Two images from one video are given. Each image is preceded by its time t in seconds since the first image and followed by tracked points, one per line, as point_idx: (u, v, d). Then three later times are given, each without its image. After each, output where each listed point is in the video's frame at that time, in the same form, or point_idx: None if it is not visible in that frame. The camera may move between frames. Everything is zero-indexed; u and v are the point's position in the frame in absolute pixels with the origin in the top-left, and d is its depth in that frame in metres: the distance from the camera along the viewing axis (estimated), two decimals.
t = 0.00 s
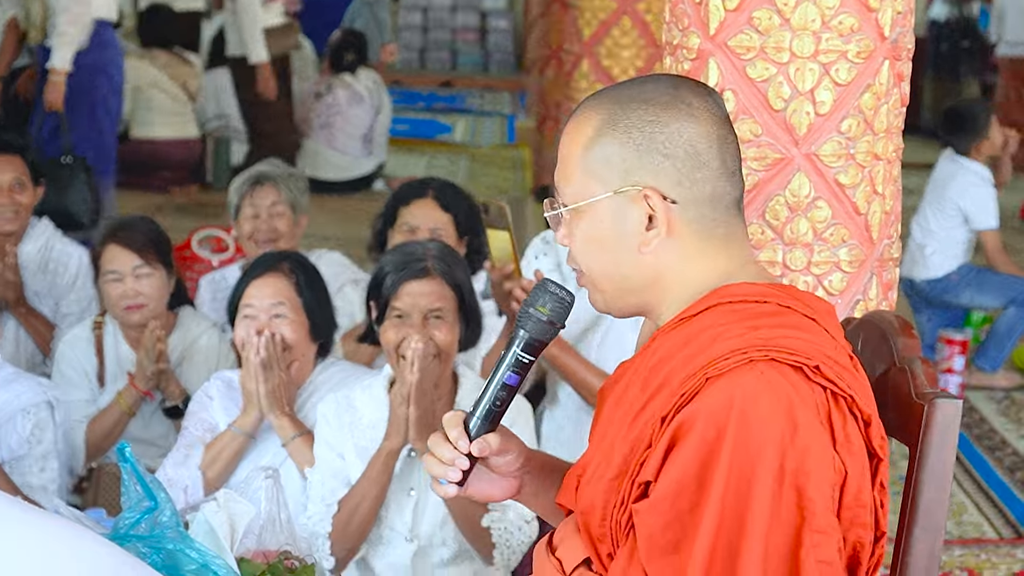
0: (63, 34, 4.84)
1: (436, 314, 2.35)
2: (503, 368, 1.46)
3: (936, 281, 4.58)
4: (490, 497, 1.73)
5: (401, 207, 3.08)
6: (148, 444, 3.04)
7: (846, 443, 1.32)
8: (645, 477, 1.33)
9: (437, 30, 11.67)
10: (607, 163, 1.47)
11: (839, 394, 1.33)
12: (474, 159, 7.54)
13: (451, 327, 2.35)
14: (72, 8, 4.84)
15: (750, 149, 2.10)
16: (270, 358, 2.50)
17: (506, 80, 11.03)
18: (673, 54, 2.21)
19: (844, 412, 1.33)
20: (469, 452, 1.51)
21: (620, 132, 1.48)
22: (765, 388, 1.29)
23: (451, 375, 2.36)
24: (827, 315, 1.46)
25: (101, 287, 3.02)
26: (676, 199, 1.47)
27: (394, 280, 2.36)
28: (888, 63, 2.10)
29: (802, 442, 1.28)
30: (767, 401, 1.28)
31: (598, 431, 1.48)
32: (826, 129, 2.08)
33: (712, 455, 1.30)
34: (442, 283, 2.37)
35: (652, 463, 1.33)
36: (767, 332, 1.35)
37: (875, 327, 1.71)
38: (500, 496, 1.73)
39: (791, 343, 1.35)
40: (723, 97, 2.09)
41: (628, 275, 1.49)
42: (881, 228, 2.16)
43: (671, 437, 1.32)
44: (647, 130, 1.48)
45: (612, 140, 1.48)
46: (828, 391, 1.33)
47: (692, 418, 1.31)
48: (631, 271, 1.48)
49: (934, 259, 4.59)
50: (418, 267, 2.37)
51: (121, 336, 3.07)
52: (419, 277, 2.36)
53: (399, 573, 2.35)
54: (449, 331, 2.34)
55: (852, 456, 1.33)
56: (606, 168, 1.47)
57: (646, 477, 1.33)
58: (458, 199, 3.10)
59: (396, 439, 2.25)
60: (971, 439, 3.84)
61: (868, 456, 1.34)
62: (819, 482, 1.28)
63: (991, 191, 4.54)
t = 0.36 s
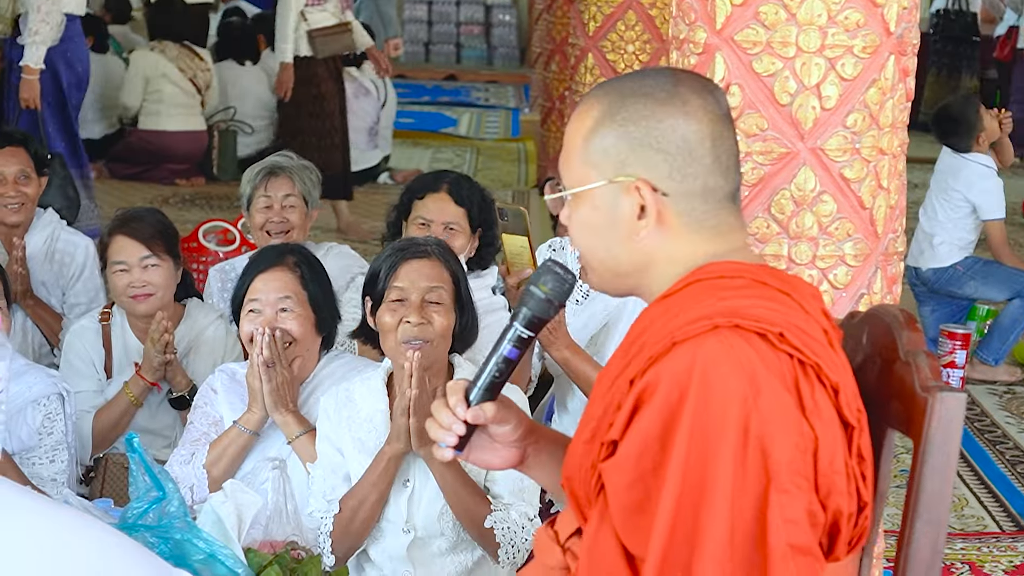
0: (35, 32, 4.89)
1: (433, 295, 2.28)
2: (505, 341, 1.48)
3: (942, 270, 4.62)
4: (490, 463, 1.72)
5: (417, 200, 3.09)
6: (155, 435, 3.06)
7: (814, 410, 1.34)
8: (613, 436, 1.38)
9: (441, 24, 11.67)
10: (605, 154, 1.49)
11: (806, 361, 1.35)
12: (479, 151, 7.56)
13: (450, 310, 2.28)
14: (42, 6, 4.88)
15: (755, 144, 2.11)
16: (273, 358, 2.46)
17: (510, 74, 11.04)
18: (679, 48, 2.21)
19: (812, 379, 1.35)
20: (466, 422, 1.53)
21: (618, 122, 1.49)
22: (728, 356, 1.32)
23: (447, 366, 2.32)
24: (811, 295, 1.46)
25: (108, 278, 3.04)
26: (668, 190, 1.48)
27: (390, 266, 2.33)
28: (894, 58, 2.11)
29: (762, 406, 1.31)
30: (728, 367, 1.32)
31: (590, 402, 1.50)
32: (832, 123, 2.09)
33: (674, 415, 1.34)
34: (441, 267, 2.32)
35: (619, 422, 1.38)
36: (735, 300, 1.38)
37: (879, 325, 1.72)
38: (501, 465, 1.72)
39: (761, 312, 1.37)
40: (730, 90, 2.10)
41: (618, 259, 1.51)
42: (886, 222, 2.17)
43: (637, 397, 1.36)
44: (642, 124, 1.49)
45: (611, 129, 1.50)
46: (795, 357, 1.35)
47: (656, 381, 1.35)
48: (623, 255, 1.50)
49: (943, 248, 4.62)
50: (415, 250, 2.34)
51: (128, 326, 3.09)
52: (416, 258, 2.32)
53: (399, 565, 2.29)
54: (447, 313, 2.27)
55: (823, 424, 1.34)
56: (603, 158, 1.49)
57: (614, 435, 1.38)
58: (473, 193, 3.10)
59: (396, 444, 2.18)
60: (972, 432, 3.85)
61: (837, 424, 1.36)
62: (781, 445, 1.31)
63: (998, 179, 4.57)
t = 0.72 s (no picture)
0: (12, 22, 4.73)
1: (409, 289, 2.27)
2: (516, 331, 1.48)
3: (945, 264, 4.62)
4: (507, 449, 1.72)
5: (431, 186, 3.16)
6: (158, 425, 3.06)
7: (813, 387, 1.33)
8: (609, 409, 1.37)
9: (445, 17, 11.66)
10: (615, 141, 1.49)
11: (805, 339, 1.35)
12: (482, 145, 7.55)
13: (427, 301, 2.27)
14: None
15: (762, 136, 2.11)
16: (277, 358, 2.45)
17: (514, 67, 11.03)
18: (686, 41, 2.21)
19: (811, 357, 1.34)
20: (478, 407, 1.55)
21: (627, 109, 1.50)
22: (726, 331, 1.32)
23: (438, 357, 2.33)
24: (813, 278, 1.46)
25: (112, 267, 3.04)
26: (681, 169, 1.49)
27: (361, 267, 2.32)
28: (901, 52, 2.11)
29: (760, 381, 1.31)
30: (727, 341, 1.32)
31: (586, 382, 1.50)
32: (839, 116, 2.09)
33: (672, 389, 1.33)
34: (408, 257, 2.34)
35: (616, 396, 1.37)
36: (734, 278, 1.38)
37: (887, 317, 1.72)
38: (516, 451, 1.72)
39: (760, 290, 1.37)
40: (737, 84, 2.11)
41: (634, 246, 1.51)
42: (892, 216, 2.17)
43: (635, 370, 1.36)
44: (651, 107, 1.49)
45: (620, 117, 1.49)
46: (794, 335, 1.35)
47: (653, 354, 1.34)
48: (639, 241, 1.50)
49: (948, 243, 4.61)
50: (381, 249, 2.33)
51: (132, 315, 3.10)
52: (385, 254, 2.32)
53: (401, 561, 2.29)
54: (427, 303, 2.27)
55: (822, 401, 1.34)
56: (614, 145, 1.49)
57: (611, 408, 1.37)
58: (485, 185, 3.18)
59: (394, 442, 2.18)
60: (976, 427, 3.86)
61: (837, 401, 1.35)
62: (779, 420, 1.31)
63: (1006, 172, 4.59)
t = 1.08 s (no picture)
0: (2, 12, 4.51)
1: (404, 305, 2.26)
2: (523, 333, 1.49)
3: (942, 261, 4.62)
4: (515, 453, 1.72)
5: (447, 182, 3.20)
6: (161, 420, 3.06)
7: (821, 392, 1.34)
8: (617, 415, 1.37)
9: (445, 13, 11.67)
10: (613, 137, 1.49)
11: (814, 344, 1.35)
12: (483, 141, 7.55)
13: (423, 316, 2.26)
14: None
15: (766, 133, 2.11)
16: (279, 363, 2.46)
17: (514, 62, 11.03)
18: (691, 37, 2.21)
19: (820, 362, 1.35)
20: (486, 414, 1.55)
21: (624, 105, 1.49)
22: (736, 336, 1.32)
23: (431, 361, 2.33)
24: (820, 279, 1.47)
25: (115, 262, 3.04)
26: (677, 167, 1.48)
27: (358, 276, 2.29)
28: (906, 48, 2.11)
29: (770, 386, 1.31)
30: (736, 347, 1.32)
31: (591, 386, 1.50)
32: (843, 113, 2.09)
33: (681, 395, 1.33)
34: (405, 271, 2.30)
35: (623, 402, 1.37)
36: (743, 283, 1.38)
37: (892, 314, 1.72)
38: (525, 454, 1.72)
39: (767, 294, 1.37)
40: (742, 80, 2.11)
41: (633, 244, 1.50)
42: (896, 212, 2.17)
43: (644, 376, 1.36)
44: (648, 103, 1.49)
45: (618, 113, 1.49)
46: (802, 340, 1.35)
47: (662, 360, 1.34)
48: (637, 239, 1.50)
49: (945, 239, 4.61)
50: (378, 260, 2.30)
51: (136, 310, 3.10)
52: (381, 269, 2.29)
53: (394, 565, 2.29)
54: (423, 321, 2.25)
55: (830, 406, 1.34)
56: (611, 142, 1.49)
57: (619, 414, 1.37)
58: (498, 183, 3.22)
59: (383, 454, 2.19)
60: (976, 425, 3.86)
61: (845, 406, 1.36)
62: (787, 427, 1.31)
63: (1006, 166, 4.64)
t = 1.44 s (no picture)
0: None
1: (406, 327, 2.23)
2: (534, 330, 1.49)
3: (940, 255, 4.63)
4: (525, 448, 1.73)
5: (453, 180, 3.23)
6: (162, 414, 3.06)
7: (850, 405, 1.38)
8: (646, 426, 1.41)
9: (440, 8, 11.66)
10: (624, 143, 1.49)
11: (843, 358, 1.39)
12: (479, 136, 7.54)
13: (426, 334, 2.24)
14: None
15: (771, 127, 2.11)
16: (277, 375, 2.47)
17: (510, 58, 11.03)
18: (695, 31, 2.21)
19: (849, 375, 1.39)
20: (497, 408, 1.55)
21: (635, 110, 1.50)
22: (767, 350, 1.36)
23: (436, 362, 2.35)
24: (845, 285, 1.50)
25: (115, 256, 3.05)
26: (687, 174, 1.48)
27: (360, 295, 2.25)
28: (910, 42, 2.12)
29: (800, 401, 1.35)
30: (767, 362, 1.36)
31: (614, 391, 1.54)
32: (847, 107, 2.10)
33: (713, 407, 1.37)
34: (409, 293, 2.25)
35: (653, 413, 1.41)
36: (773, 296, 1.42)
37: (897, 308, 1.72)
38: (536, 450, 1.72)
39: (797, 307, 1.41)
40: (746, 74, 2.11)
41: (645, 248, 1.51)
42: (900, 205, 2.18)
43: (674, 388, 1.40)
44: (658, 109, 1.49)
45: (629, 118, 1.50)
46: (832, 354, 1.39)
47: (694, 372, 1.38)
48: (649, 244, 1.50)
49: (943, 233, 4.64)
50: (382, 280, 2.25)
51: (136, 305, 3.10)
52: (384, 292, 2.24)
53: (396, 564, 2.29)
54: (425, 342, 2.23)
55: (858, 419, 1.38)
56: (623, 148, 1.49)
57: (649, 424, 1.41)
58: (506, 181, 3.26)
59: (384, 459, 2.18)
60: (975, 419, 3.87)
61: (871, 418, 1.40)
62: (816, 441, 1.35)
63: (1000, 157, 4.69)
